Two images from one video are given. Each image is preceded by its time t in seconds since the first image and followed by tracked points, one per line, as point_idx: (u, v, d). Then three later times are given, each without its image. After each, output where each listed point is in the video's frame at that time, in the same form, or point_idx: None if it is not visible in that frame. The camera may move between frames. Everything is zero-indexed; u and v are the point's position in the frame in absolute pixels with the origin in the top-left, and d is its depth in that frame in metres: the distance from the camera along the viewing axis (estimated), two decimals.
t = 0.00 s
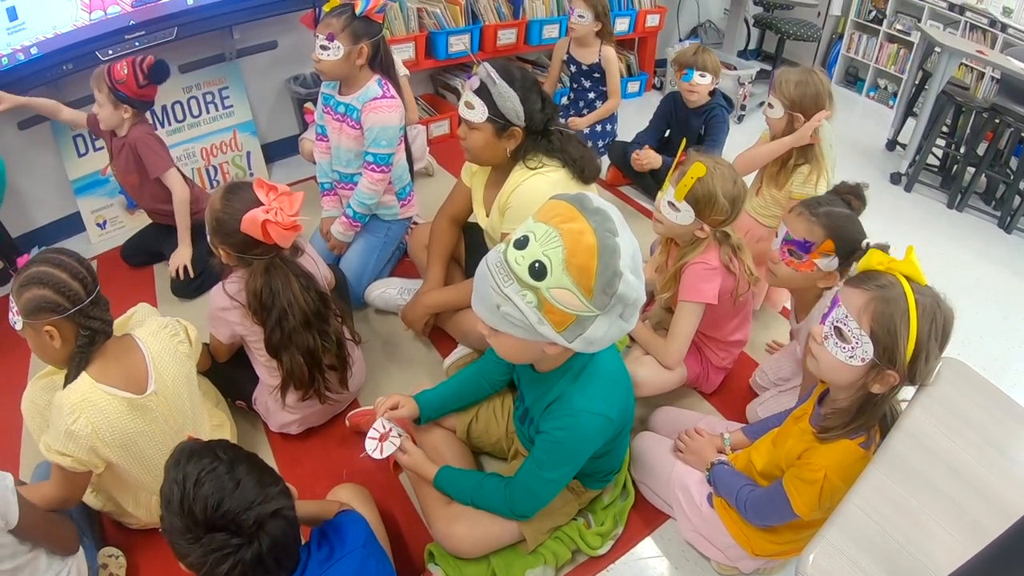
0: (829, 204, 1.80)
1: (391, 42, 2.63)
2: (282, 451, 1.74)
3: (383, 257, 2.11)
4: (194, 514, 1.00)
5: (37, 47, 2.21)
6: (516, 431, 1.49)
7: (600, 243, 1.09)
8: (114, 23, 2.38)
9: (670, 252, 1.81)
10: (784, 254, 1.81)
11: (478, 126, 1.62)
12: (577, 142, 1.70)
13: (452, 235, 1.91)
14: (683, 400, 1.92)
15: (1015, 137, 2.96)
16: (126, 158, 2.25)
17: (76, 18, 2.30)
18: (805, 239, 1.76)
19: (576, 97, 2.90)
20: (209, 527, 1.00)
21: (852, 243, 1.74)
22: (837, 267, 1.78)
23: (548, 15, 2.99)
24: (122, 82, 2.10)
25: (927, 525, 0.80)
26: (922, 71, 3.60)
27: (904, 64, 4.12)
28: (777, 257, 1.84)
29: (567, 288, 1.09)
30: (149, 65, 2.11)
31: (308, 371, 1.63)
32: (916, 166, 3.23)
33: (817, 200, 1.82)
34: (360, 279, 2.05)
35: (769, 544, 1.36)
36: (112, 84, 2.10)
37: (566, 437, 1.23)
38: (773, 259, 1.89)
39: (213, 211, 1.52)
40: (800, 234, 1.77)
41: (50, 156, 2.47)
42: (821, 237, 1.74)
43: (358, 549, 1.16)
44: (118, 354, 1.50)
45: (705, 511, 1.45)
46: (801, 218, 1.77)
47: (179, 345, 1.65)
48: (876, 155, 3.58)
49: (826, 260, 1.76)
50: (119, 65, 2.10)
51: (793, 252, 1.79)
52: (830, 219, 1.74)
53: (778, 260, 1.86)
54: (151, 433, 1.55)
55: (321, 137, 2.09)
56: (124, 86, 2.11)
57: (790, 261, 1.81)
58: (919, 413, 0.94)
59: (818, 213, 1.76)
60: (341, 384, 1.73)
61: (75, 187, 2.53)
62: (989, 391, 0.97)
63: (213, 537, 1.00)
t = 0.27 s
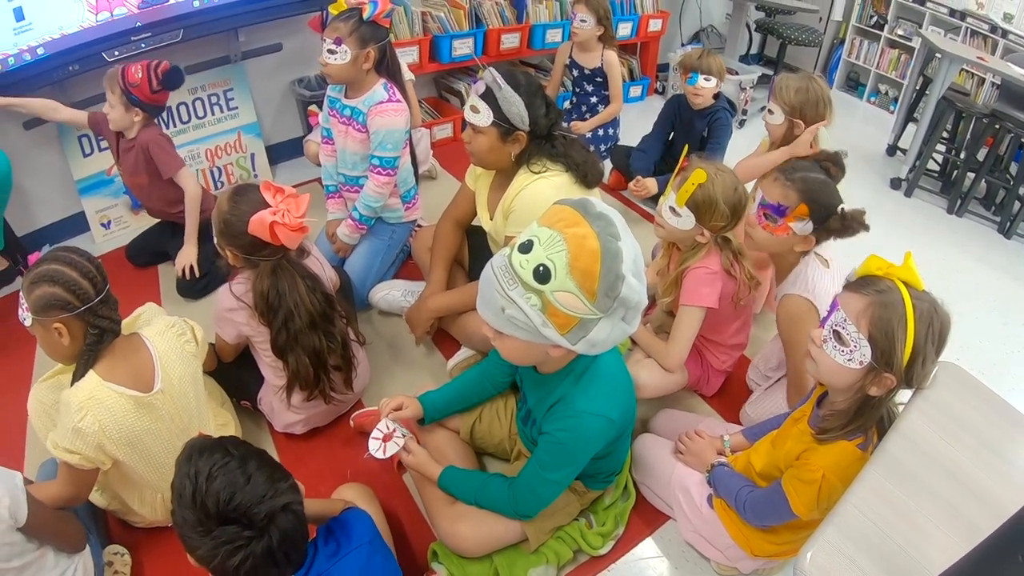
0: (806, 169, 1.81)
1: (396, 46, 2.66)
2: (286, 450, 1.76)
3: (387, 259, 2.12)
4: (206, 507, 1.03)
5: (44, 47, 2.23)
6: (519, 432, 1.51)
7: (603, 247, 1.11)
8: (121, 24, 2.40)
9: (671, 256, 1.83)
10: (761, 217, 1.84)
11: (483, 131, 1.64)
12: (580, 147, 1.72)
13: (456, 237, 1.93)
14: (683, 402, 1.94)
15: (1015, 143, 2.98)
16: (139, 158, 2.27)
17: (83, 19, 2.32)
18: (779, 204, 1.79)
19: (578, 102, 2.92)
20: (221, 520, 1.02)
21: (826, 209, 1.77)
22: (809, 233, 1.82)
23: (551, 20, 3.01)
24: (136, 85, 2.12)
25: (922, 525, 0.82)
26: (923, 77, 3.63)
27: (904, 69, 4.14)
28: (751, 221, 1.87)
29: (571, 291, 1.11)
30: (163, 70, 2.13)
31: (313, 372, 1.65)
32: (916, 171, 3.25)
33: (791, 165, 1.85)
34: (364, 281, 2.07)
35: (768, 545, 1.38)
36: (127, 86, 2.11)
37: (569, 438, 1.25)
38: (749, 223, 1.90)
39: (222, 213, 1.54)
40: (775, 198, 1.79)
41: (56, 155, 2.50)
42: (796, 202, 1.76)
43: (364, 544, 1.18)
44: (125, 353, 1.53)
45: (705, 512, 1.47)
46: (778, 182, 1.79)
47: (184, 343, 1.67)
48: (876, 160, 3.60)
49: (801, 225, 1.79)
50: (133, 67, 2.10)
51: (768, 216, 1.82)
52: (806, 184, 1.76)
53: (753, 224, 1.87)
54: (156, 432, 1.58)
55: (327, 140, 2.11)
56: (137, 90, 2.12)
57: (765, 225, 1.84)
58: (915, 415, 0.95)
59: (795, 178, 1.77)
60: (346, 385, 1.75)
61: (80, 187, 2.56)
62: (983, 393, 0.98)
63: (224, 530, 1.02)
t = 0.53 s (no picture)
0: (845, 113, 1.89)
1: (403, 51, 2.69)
2: (295, 450, 1.79)
3: (395, 263, 2.15)
4: (237, 512, 1.07)
5: (54, 48, 2.27)
6: (526, 433, 1.54)
7: (612, 251, 1.14)
8: (131, 26, 2.45)
9: (676, 261, 1.86)
10: (805, 162, 1.87)
11: (492, 135, 1.66)
12: (588, 153, 1.75)
13: (463, 241, 1.96)
14: (687, 406, 1.97)
15: (1016, 150, 3.01)
16: (150, 157, 2.29)
17: (94, 20, 2.36)
18: (822, 144, 1.83)
19: (584, 107, 2.94)
20: (252, 525, 1.06)
21: (869, 143, 1.81)
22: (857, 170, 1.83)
23: (557, 26, 3.04)
24: (155, 83, 2.16)
25: (920, 521, 0.84)
26: (925, 85, 3.66)
27: (906, 77, 4.18)
28: (796, 168, 1.90)
29: (581, 294, 1.13)
30: (184, 73, 2.19)
31: (323, 373, 1.67)
32: (917, 178, 3.28)
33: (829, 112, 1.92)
34: (372, 284, 2.10)
35: (769, 545, 1.40)
36: (146, 83, 2.16)
37: (576, 438, 1.28)
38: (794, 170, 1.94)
39: (235, 214, 1.57)
40: (816, 139, 1.85)
41: (65, 155, 2.55)
42: (837, 140, 1.82)
43: (390, 544, 1.21)
44: (137, 351, 1.56)
45: (708, 513, 1.49)
46: (818, 124, 1.86)
47: (196, 343, 1.70)
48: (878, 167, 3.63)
49: (846, 162, 1.82)
50: (155, 66, 2.15)
51: (812, 158, 1.86)
52: (845, 122, 1.83)
53: (797, 170, 1.90)
54: (168, 430, 1.61)
55: (337, 144, 2.14)
56: (157, 88, 2.17)
57: (809, 169, 1.87)
58: (915, 417, 0.98)
59: (834, 119, 1.85)
60: (355, 386, 1.77)
61: (88, 187, 2.62)
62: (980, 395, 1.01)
63: (256, 534, 1.06)
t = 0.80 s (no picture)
0: (879, 157, 1.93)
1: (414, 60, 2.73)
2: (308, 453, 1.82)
3: (407, 269, 2.19)
4: (254, 514, 1.10)
5: (69, 52, 2.36)
6: (537, 437, 1.57)
7: (626, 259, 1.17)
8: (145, 32, 2.54)
9: (683, 271, 1.89)
10: (841, 206, 1.94)
11: (506, 146, 1.70)
12: (599, 165, 1.79)
13: (474, 249, 1.99)
14: (692, 413, 2.00)
15: (1018, 162, 3.04)
16: (167, 159, 2.34)
17: (109, 25, 2.45)
18: (859, 189, 1.89)
19: (591, 118, 2.94)
20: (269, 525, 1.10)
21: (903, 188, 1.86)
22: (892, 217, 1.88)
23: (566, 37, 3.08)
24: (176, 85, 2.22)
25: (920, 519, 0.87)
26: (928, 96, 3.70)
27: (910, 88, 4.22)
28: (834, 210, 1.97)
29: (595, 300, 1.17)
30: (202, 75, 2.25)
31: (337, 377, 1.71)
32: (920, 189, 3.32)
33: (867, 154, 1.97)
34: (384, 290, 2.13)
35: (773, 548, 1.43)
36: (166, 85, 2.21)
37: (588, 441, 1.31)
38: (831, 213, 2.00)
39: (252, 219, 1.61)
40: (853, 185, 1.90)
41: (78, 157, 2.65)
42: (873, 186, 1.87)
43: (407, 542, 1.26)
44: (156, 353, 1.59)
45: (714, 517, 1.52)
46: (855, 169, 1.91)
47: (213, 345, 1.74)
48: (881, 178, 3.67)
49: (881, 209, 1.88)
50: (174, 68, 2.22)
51: (849, 203, 1.92)
52: (881, 168, 1.88)
53: (835, 213, 1.97)
54: (186, 430, 1.64)
55: (351, 151, 2.18)
56: (176, 89, 2.23)
57: (846, 213, 1.93)
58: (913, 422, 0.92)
59: (869, 165, 1.90)
60: (368, 390, 1.81)
61: (101, 190, 2.71)
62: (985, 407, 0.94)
63: (274, 535, 1.10)
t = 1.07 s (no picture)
0: (923, 182, 2.01)
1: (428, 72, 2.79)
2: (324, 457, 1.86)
3: (421, 278, 2.23)
4: (275, 506, 1.14)
5: (88, 58, 2.47)
6: (550, 443, 1.61)
7: (642, 271, 1.21)
8: (164, 39, 2.64)
9: (693, 282, 1.94)
10: (888, 230, 2.02)
11: (523, 159, 1.75)
12: (612, 178, 1.84)
13: (488, 259, 2.04)
14: (700, 422, 2.04)
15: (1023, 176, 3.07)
16: (194, 164, 2.39)
17: (128, 33, 2.55)
18: (906, 215, 1.97)
19: (601, 132, 2.96)
20: (289, 517, 1.13)
21: (949, 213, 1.94)
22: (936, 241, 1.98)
23: (577, 51, 3.13)
24: (199, 92, 2.26)
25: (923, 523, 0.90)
26: (934, 111, 3.75)
27: (916, 102, 4.26)
28: (879, 235, 2.04)
29: (611, 309, 1.21)
30: (225, 82, 2.28)
31: (354, 383, 1.76)
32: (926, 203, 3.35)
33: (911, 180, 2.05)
34: (398, 299, 2.18)
35: (781, 553, 1.46)
36: (190, 93, 2.26)
37: (603, 447, 1.35)
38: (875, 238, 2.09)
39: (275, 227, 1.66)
40: (901, 210, 1.98)
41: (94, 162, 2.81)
42: (920, 211, 1.95)
43: (417, 540, 1.30)
44: (178, 356, 1.63)
45: (723, 523, 1.56)
46: (902, 195, 1.99)
47: (233, 349, 1.78)
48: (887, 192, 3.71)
49: (927, 233, 1.96)
50: (198, 77, 2.26)
51: (896, 227, 2.00)
52: (927, 194, 1.96)
53: (880, 238, 2.05)
54: (206, 433, 1.68)
55: (367, 161, 2.23)
56: (200, 97, 2.27)
57: (893, 238, 2.01)
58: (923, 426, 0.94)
59: (916, 190, 1.98)
60: (383, 397, 1.86)
61: (117, 195, 2.88)
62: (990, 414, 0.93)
63: (292, 526, 1.13)
